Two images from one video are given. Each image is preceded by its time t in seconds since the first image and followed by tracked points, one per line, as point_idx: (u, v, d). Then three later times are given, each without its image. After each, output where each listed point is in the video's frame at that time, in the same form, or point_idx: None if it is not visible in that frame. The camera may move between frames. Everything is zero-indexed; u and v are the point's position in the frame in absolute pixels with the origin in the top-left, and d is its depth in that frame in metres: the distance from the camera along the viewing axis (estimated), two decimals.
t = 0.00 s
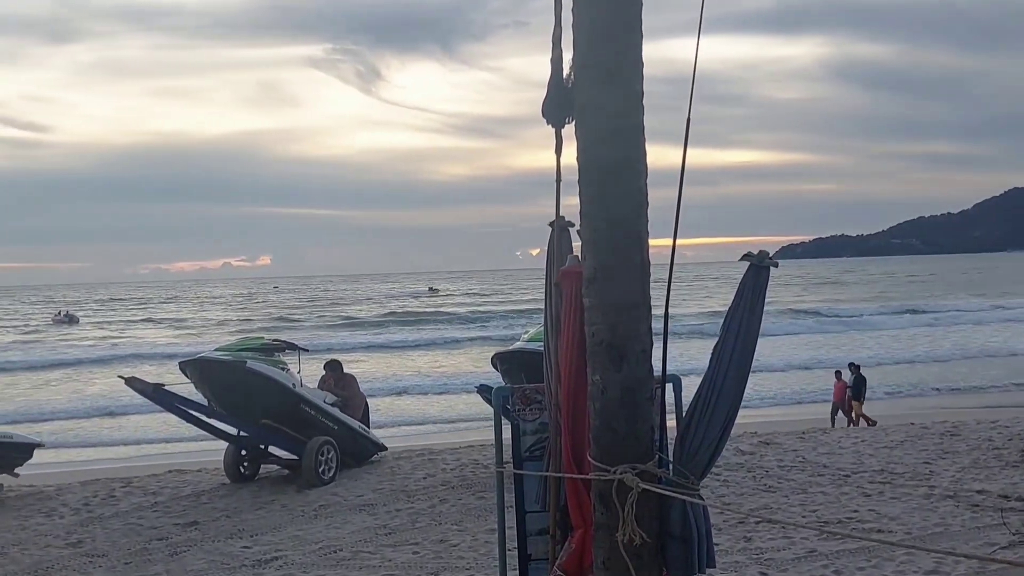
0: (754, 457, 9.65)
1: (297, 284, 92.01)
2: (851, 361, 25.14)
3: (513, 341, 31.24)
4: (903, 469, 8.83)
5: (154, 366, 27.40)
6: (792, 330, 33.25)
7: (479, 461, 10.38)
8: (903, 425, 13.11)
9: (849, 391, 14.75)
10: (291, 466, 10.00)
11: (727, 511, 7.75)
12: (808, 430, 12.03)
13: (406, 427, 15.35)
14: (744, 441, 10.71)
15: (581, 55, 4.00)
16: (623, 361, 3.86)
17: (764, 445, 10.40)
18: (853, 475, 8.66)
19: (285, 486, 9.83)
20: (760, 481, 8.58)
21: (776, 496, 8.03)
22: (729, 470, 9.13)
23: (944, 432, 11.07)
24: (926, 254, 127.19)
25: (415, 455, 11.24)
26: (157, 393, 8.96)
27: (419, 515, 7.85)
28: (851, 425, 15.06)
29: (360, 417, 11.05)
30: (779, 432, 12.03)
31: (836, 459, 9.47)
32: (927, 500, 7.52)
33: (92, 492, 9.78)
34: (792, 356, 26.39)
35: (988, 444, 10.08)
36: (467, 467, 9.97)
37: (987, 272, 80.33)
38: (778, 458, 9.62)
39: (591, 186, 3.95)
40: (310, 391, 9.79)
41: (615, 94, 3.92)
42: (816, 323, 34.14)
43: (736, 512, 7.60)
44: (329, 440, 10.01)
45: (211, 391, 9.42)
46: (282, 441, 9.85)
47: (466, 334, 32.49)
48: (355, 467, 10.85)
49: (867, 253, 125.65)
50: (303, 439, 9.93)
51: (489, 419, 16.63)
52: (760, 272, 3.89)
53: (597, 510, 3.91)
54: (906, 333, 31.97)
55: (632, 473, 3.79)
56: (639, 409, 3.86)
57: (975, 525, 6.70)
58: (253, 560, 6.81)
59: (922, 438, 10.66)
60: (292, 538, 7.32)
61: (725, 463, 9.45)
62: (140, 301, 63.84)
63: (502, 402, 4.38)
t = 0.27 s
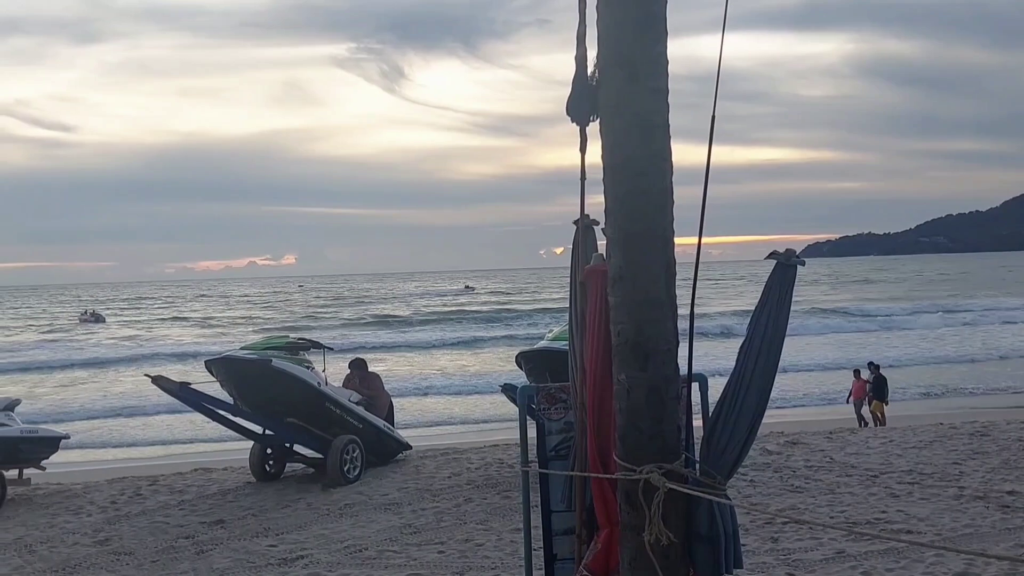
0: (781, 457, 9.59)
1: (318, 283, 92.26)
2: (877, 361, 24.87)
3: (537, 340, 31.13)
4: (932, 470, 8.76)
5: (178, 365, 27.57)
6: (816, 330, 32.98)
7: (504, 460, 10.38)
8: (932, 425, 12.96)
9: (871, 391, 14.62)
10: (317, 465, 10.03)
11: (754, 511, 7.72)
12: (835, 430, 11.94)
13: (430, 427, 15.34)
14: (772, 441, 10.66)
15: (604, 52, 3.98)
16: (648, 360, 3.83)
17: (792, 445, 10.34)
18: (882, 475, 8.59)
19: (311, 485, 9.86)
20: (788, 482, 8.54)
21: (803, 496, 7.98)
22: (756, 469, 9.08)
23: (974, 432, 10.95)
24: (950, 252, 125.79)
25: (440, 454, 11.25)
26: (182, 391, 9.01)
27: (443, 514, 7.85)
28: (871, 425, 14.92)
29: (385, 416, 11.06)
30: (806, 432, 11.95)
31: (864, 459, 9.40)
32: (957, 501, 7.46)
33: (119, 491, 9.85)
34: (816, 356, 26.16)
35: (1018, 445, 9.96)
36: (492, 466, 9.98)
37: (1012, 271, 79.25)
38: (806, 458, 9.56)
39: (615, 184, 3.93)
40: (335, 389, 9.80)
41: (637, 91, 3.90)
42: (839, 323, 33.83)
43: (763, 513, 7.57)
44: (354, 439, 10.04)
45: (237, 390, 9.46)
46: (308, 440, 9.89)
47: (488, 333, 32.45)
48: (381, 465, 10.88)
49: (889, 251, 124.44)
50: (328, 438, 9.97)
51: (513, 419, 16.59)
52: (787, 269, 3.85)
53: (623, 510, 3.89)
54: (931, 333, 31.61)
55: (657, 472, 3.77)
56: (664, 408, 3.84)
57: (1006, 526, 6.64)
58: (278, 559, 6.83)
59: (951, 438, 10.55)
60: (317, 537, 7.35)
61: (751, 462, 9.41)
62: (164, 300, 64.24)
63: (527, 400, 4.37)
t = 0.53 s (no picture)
0: (812, 457, 9.53)
1: (345, 283, 92.74)
2: (908, 361, 24.56)
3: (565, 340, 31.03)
4: (967, 471, 8.65)
5: (208, 364, 27.80)
6: (844, 330, 32.65)
7: (532, 459, 10.38)
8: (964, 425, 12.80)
9: (894, 392, 14.48)
10: (345, 463, 10.07)
11: (785, 511, 7.67)
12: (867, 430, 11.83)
13: (459, 427, 15.34)
14: (803, 440, 10.59)
15: (634, 49, 3.95)
16: (679, 360, 3.81)
17: (823, 444, 10.26)
18: (915, 476, 8.51)
19: (340, 484, 9.91)
20: (820, 482, 8.48)
21: (835, 497, 7.92)
22: (787, 470, 9.03)
23: (1009, 433, 10.80)
24: (979, 250, 124.03)
25: (467, 453, 11.25)
26: (212, 390, 9.07)
27: (472, 513, 7.86)
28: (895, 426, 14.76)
29: (414, 415, 11.08)
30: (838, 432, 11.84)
31: (898, 460, 9.31)
32: (993, 503, 7.36)
33: (150, 488, 9.95)
34: (846, 357, 25.89)
35: None
36: (520, 466, 9.98)
37: None
38: (837, 458, 9.49)
39: (645, 183, 3.91)
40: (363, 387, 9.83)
41: (667, 89, 3.87)
42: (869, 323, 33.47)
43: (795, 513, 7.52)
44: (382, 438, 10.06)
45: (266, 389, 9.51)
46: (336, 438, 9.93)
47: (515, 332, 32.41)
48: (409, 464, 10.89)
49: (916, 250, 123.00)
50: (356, 436, 10.00)
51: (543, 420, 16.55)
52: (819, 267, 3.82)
53: (653, 509, 3.88)
54: (963, 333, 31.17)
55: (688, 472, 3.74)
56: (695, 408, 3.81)
57: None
58: (308, 557, 6.87)
59: (987, 439, 10.42)
60: (346, 535, 7.38)
61: (782, 462, 9.36)
62: (195, 300, 64.86)
63: (557, 400, 4.36)
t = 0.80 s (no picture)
0: (841, 458, 9.47)
1: (371, 281, 93.17)
2: (936, 362, 24.27)
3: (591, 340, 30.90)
4: (999, 472, 8.55)
5: (235, 363, 27.99)
6: (871, 330, 32.32)
7: (558, 459, 10.36)
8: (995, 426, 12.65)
9: (915, 391, 14.37)
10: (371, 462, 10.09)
11: (814, 512, 7.63)
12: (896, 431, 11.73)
13: (485, 427, 15.32)
14: (831, 441, 10.52)
15: (662, 45, 3.93)
16: (707, 359, 3.78)
17: (852, 445, 10.20)
18: (946, 477, 8.43)
19: (365, 483, 9.93)
20: (849, 483, 8.42)
21: (864, 497, 7.86)
22: (815, 470, 8.98)
23: None
24: (1000, 249, 122.63)
25: (493, 453, 11.25)
26: (238, 389, 9.12)
27: (497, 513, 7.85)
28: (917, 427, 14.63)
29: (438, 415, 11.11)
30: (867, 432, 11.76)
31: (928, 460, 9.23)
32: None
33: (177, 487, 10.03)
34: (874, 357, 25.61)
35: None
36: (546, 466, 9.97)
37: None
38: (866, 459, 9.42)
39: (673, 179, 3.89)
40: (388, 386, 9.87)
41: (695, 85, 3.84)
42: (895, 323, 33.10)
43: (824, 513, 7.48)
44: (407, 437, 10.07)
45: (291, 388, 9.56)
46: (362, 437, 9.95)
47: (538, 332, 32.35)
48: (434, 463, 10.90)
49: (940, 248, 121.68)
50: (382, 435, 10.02)
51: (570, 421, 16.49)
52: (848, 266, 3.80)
53: (681, 510, 3.85)
54: (992, 333, 30.73)
55: (717, 472, 3.72)
56: (724, 407, 3.78)
57: None
58: (334, 556, 6.89)
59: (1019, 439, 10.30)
60: (372, 534, 7.40)
61: (810, 463, 9.31)
62: (223, 298, 65.43)
63: (583, 400, 4.36)
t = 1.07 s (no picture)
0: (870, 458, 9.41)
1: (397, 280, 93.71)
2: (962, 362, 23.96)
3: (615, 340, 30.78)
4: None
5: (258, 362, 28.12)
6: (897, 330, 31.97)
7: (584, 459, 10.36)
8: None
9: (937, 391, 14.26)
10: (397, 460, 10.11)
11: (843, 512, 7.60)
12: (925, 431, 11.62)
13: (513, 428, 15.31)
14: (861, 441, 10.46)
15: (690, 44, 3.91)
16: (736, 358, 3.76)
17: (882, 445, 10.13)
18: (977, 478, 8.34)
19: (392, 481, 9.97)
20: (878, 483, 8.37)
21: (894, 498, 7.81)
22: (844, 470, 8.94)
23: None
24: None
25: (519, 452, 11.24)
26: (265, 387, 9.18)
27: (524, 512, 7.85)
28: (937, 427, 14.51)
29: (464, 414, 11.13)
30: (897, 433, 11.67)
31: (959, 461, 9.14)
32: None
33: (204, 485, 10.11)
34: (901, 359, 25.32)
35: None
36: (573, 465, 9.97)
37: None
38: (896, 459, 9.36)
39: (701, 178, 3.87)
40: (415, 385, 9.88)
41: (723, 82, 3.82)
42: (924, 324, 32.74)
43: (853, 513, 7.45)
44: (433, 436, 10.08)
45: (318, 385, 9.62)
46: (388, 435, 9.98)
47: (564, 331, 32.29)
48: (460, 462, 10.90)
49: (972, 247, 120.22)
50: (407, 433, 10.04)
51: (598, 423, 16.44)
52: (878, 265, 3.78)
53: (709, 510, 3.83)
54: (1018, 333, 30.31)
55: (745, 472, 3.70)
56: (752, 407, 3.76)
57: None
58: (361, 554, 6.91)
59: None
60: (398, 533, 7.42)
61: (838, 463, 9.26)
62: (252, 297, 66.07)
63: (610, 399, 4.36)
